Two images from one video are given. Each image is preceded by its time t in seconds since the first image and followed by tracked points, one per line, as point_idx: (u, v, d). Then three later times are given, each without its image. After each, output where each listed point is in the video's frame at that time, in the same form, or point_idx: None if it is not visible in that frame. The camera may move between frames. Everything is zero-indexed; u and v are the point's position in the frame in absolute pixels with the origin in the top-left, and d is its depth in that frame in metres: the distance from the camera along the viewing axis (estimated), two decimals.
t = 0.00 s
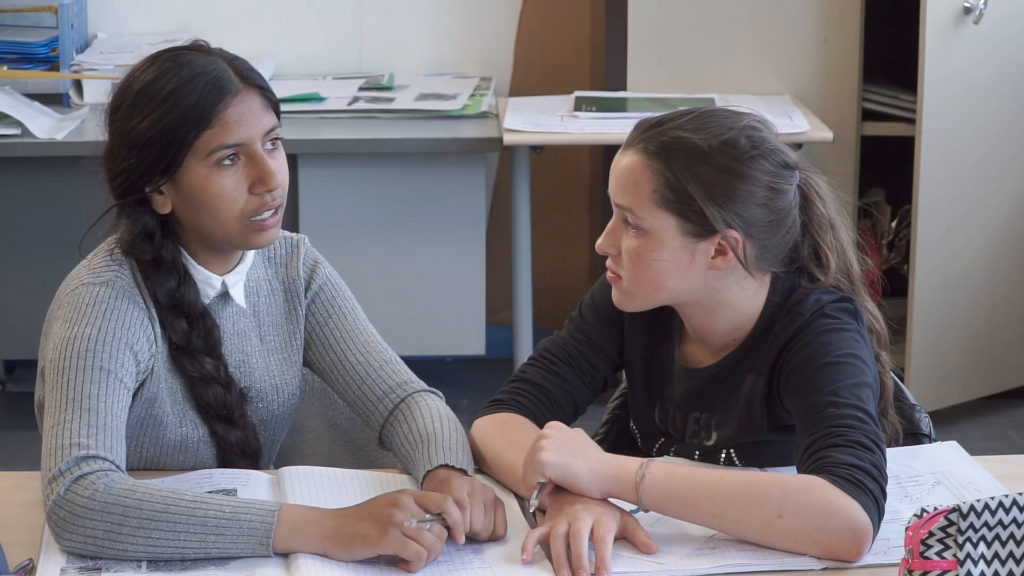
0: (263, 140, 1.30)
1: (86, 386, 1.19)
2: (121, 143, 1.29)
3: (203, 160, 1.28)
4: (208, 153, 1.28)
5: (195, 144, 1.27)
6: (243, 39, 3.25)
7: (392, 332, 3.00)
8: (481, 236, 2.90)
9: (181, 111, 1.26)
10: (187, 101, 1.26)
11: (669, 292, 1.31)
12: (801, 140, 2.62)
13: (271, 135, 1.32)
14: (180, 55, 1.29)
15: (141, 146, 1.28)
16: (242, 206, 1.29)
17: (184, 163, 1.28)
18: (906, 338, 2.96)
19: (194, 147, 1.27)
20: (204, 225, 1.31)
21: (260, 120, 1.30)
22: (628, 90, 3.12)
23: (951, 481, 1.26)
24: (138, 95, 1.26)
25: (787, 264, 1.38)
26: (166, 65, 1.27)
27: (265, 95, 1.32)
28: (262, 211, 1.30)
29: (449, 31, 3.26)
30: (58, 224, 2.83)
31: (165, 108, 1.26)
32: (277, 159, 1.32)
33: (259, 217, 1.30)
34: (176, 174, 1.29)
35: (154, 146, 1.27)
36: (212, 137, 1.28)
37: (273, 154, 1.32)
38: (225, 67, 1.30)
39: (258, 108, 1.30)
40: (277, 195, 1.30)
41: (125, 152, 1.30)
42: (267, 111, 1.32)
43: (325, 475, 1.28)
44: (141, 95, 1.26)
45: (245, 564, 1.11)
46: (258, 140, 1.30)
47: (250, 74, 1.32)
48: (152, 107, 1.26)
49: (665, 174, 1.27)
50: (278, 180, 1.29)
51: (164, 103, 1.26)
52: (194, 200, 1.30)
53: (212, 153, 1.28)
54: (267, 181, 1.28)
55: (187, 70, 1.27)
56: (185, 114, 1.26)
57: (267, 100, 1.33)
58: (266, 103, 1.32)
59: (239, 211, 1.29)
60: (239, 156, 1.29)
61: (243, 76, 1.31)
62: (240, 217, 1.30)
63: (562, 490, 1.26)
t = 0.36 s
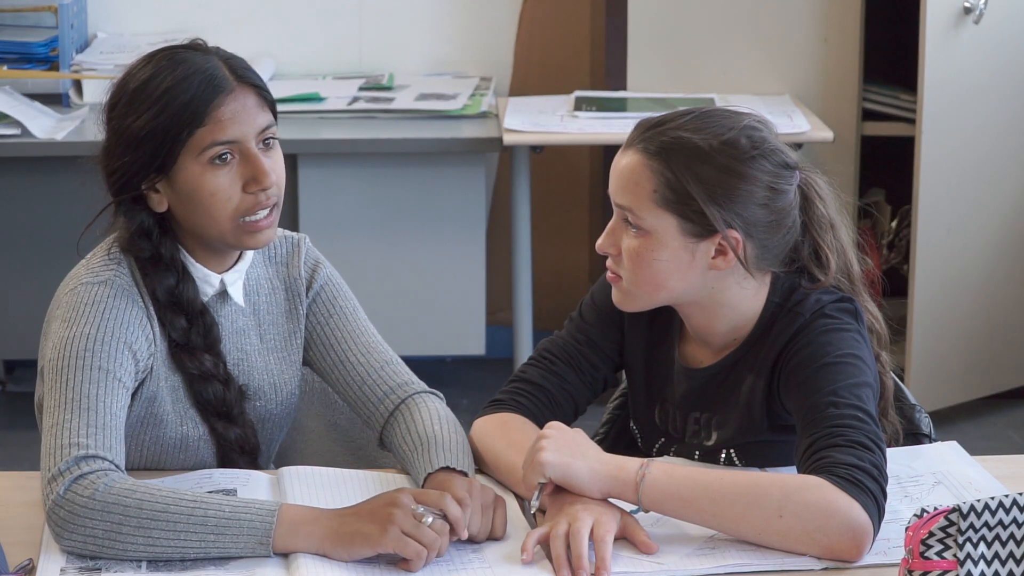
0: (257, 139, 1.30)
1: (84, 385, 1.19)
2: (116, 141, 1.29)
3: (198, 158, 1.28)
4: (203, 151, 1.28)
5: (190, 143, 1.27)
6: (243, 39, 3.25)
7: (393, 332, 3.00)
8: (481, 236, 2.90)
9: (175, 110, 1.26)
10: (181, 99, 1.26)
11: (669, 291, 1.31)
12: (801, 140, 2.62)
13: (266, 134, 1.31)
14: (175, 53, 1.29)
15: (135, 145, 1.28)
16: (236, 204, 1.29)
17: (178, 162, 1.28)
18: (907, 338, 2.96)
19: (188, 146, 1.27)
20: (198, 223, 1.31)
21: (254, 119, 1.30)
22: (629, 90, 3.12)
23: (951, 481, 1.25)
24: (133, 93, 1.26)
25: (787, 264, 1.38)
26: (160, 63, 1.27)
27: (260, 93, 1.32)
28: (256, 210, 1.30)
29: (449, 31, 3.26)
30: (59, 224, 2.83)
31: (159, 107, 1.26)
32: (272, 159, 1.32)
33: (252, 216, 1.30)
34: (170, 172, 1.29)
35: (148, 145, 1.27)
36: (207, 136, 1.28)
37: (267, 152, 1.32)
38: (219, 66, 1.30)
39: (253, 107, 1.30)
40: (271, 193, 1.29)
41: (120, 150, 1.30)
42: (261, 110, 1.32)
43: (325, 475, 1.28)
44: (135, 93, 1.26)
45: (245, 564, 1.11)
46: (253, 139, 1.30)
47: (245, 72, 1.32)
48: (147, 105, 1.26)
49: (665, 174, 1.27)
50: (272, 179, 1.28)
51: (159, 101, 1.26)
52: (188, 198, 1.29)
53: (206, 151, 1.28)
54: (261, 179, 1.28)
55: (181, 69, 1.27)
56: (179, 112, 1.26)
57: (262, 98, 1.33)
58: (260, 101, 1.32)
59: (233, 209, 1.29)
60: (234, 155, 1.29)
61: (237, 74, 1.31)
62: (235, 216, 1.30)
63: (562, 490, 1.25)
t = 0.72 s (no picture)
0: (255, 140, 1.31)
1: (81, 384, 1.19)
2: (113, 141, 1.29)
3: (197, 158, 1.28)
4: (202, 151, 1.28)
5: (189, 143, 1.27)
6: (243, 39, 3.25)
7: (393, 332, 3.00)
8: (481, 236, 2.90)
9: (175, 109, 1.26)
10: (180, 98, 1.26)
11: (670, 290, 1.31)
12: (801, 140, 2.62)
13: (262, 135, 1.32)
14: (172, 52, 1.28)
15: (133, 145, 1.28)
16: (234, 204, 1.29)
17: (176, 161, 1.28)
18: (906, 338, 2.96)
19: (187, 146, 1.27)
20: (195, 223, 1.31)
21: (252, 119, 1.30)
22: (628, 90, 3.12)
23: (951, 481, 1.25)
24: (131, 93, 1.26)
25: (788, 264, 1.38)
26: (157, 62, 1.27)
27: (257, 93, 1.32)
28: (253, 209, 1.30)
29: (449, 31, 3.26)
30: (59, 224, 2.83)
31: (159, 106, 1.26)
32: (268, 159, 1.32)
33: (251, 215, 1.30)
34: (168, 172, 1.29)
35: (147, 144, 1.27)
36: (206, 136, 1.28)
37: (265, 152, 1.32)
38: (216, 65, 1.30)
39: (250, 107, 1.31)
40: (269, 193, 1.30)
41: (117, 150, 1.29)
42: (259, 109, 1.32)
43: (326, 475, 1.28)
44: (134, 93, 1.26)
45: (244, 564, 1.11)
46: (251, 139, 1.30)
47: (241, 72, 1.32)
48: (146, 104, 1.26)
49: (666, 173, 1.27)
50: (270, 178, 1.29)
51: (158, 101, 1.25)
52: (186, 198, 1.29)
53: (206, 151, 1.28)
54: (261, 179, 1.29)
55: (179, 68, 1.27)
56: (178, 112, 1.26)
57: (258, 98, 1.33)
58: (257, 100, 1.33)
59: (232, 209, 1.29)
60: (232, 154, 1.29)
61: (234, 74, 1.31)
62: (233, 215, 1.30)
63: (563, 491, 1.26)
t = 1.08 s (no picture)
0: (237, 143, 1.30)
1: (75, 387, 1.19)
2: (98, 138, 1.29)
3: (177, 160, 1.27)
4: (182, 154, 1.27)
5: (170, 145, 1.27)
6: (243, 39, 3.25)
7: (392, 333, 3.00)
8: (481, 236, 2.90)
9: (157, 110, 1.26)
10: (163, 100, 1.25)
11: (671, 289, 1.31)
12: (801, 140, 2.62)
13: (247, 139, 1.31)
14: (162, 52, 1.28)
15: (116, 143, 1.28)
16: (213, 206, 1.29)
17: (157, 161, 1.28)
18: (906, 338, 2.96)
19: (167, 147, 1.27)
20: (176, 223, 1.31)
21: (236, 122, 1.30)
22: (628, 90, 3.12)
23: (951, 481, 1.25)
24: (117, 92, 1.26)
25: (788, 263, 1.38)
26: (145, 62, 1.27)
27: (242, 96, 1.31)
28: (233, 211, 1.30)
29: (449, 31, 3.25)
30: (58, 224, 2.83)
31: (142, 107, 1.25)
32: (251, 163, 1.31)
33: (230, 217, 1.30)
34: (150, 172, 1.29)
35: (129, 144, 1.27)
36: (187, 139, 1.27)
37: (248, 156, 1.31)
38: (203, 67, 1.29)
39: (235, 110, 1.30)
40: (249, 197, 1.29)
41: (102, 148, 1.29)
42: (244, 112, 1.31)
43: (326, 475, 1.28)
44: (120, 92, 1.26)
45: (247, 562, 1.10)
46: (233, 142, 1.29)
47: (229, 74, 1.31)
48: (129, 105, 1.26)
49: (668, 171, 1.27)
50: (249, 182, 1.28)
51: (142, 101, 1.25)
52: (167, 198, 1.29)
53: (185, 154, 1.27)
54: (239, 184, 1.28)
55: (166, 69, 1.27)
56: (160, 113, 1.26)
57: (244, 100, 1.32)
58: (243, 103, 1.32)
59: (211, 211, 1.29)
60: (213, 157, 1.29)
61: (221, 77, 1.30)
62: (212, 217, 1.29)
63: (563, 491, 1.26)
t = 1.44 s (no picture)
0: (248, 147, 1.29)
1: (73, 386, 1.19)
2: (107, 140, 1.29)
3: (188, 162, 1.27)
4: (193, 157, 1.27)
5: (181, 147, 1.27)
6: (243, 39, 3.25)
7: (392, 333, 3.00)
8: (481, 236, 2.90)
9: (167, 112, 1.25)
10: (173, 101, 1.25)
11: (673, 289, 1.31)
12: (802, 140, 2.62)
13: (258, 142, 1.30)
14: (171, 54, 1.28)
15: (125, 145, 1.27)
16: (224, 208, 1.29)
17: (168, 164, 1.27)
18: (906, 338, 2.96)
19: (178, 149, 1.27)
20: (187, 224, 1.31)
21: (246, 124, 1.29)
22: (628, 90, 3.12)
23: (951, 481, 1.25)
24: (126, 94, 1.26)
25: (788, 263, 1.38)
26: (154, 64, 1.26)
27: (252, 98, 1.31)
28: (244, 213, 1.29)
29: (449, 31, 3.25)
30: (58, 224, 2.83)
31: (151, 109, 1.25)
32: (262, 165, 1.31)
33: (241, 218, 1.30)
34: (161, 174, 1.28)
35: (139, 147, 1.27)
36: (198, 142, 1.27)
37: (259, 158, 1.31)
38: (213, 70, 1.29)
39: (245, 112, 1.29)
40: (260, 199, 1.29)
41: (112, 150, 1.29)
42: (254, 115, 1.30)
43: (326, 476, 1.28)
44: (129, 94, 1.26)
45: (246, 561, 1.09)
46: (243, 146, 1.28)
47: (238, 76, 1.31)
48: (139, 107, 1.25)
49: (669, 171, 1.27)
50: (260, 185, 1.28)
51: (151, 102, 1.25)
52: (178, 200, 1.29)
53: (196, 156, 1.27)
54: (250, 186, 1.28)
55: (176, 71, 1.26)
56: (170, 115, 1.25)
57: (254, 103, 1.32)
58: (252, 105, 1.31)
59: (221, 213, 1.29)
60: (224, 161, 1.28)
61: (231, 79, 1.30)
62: (223, 218, 1.29)
63: (563, 491, 1.26)
